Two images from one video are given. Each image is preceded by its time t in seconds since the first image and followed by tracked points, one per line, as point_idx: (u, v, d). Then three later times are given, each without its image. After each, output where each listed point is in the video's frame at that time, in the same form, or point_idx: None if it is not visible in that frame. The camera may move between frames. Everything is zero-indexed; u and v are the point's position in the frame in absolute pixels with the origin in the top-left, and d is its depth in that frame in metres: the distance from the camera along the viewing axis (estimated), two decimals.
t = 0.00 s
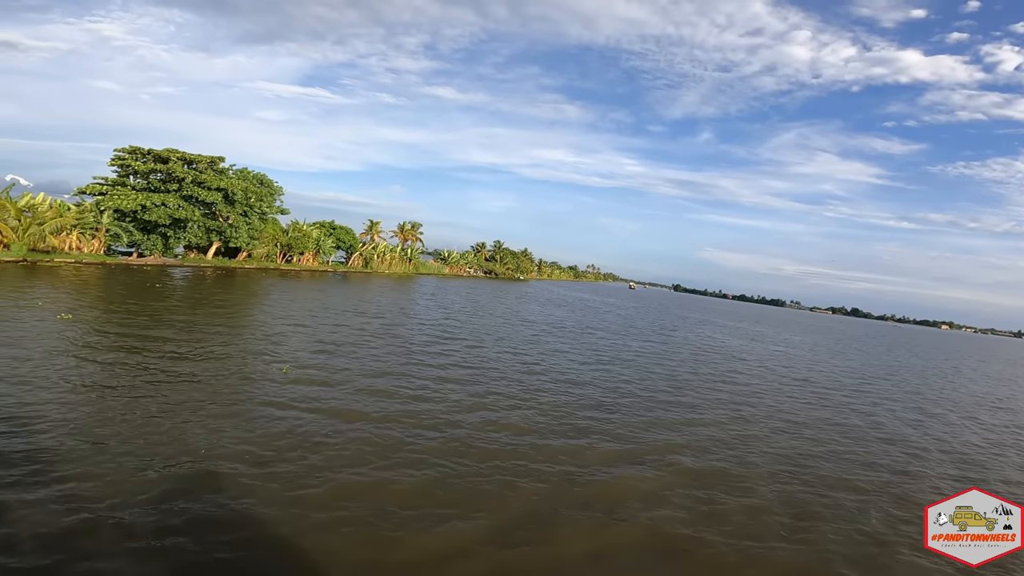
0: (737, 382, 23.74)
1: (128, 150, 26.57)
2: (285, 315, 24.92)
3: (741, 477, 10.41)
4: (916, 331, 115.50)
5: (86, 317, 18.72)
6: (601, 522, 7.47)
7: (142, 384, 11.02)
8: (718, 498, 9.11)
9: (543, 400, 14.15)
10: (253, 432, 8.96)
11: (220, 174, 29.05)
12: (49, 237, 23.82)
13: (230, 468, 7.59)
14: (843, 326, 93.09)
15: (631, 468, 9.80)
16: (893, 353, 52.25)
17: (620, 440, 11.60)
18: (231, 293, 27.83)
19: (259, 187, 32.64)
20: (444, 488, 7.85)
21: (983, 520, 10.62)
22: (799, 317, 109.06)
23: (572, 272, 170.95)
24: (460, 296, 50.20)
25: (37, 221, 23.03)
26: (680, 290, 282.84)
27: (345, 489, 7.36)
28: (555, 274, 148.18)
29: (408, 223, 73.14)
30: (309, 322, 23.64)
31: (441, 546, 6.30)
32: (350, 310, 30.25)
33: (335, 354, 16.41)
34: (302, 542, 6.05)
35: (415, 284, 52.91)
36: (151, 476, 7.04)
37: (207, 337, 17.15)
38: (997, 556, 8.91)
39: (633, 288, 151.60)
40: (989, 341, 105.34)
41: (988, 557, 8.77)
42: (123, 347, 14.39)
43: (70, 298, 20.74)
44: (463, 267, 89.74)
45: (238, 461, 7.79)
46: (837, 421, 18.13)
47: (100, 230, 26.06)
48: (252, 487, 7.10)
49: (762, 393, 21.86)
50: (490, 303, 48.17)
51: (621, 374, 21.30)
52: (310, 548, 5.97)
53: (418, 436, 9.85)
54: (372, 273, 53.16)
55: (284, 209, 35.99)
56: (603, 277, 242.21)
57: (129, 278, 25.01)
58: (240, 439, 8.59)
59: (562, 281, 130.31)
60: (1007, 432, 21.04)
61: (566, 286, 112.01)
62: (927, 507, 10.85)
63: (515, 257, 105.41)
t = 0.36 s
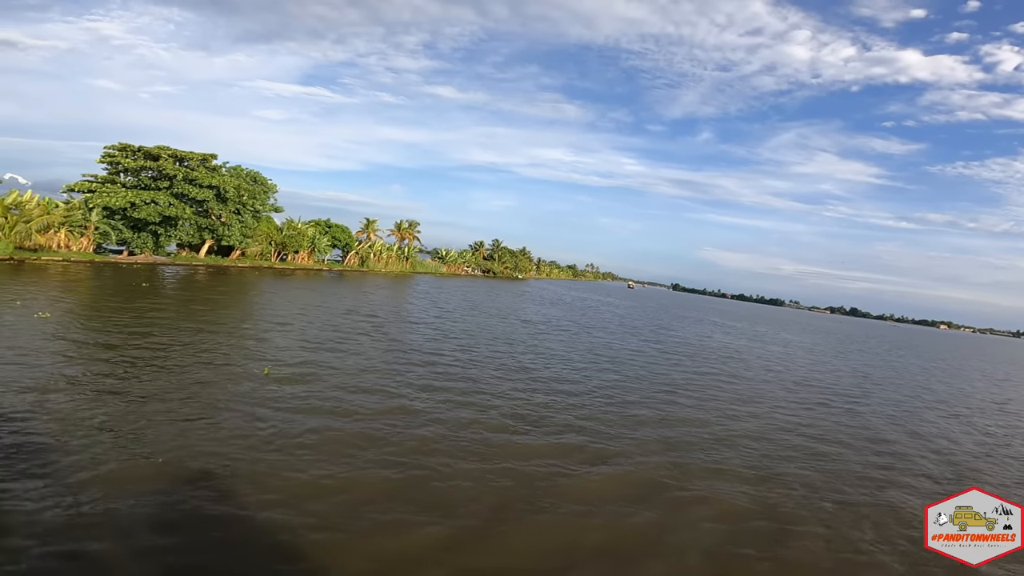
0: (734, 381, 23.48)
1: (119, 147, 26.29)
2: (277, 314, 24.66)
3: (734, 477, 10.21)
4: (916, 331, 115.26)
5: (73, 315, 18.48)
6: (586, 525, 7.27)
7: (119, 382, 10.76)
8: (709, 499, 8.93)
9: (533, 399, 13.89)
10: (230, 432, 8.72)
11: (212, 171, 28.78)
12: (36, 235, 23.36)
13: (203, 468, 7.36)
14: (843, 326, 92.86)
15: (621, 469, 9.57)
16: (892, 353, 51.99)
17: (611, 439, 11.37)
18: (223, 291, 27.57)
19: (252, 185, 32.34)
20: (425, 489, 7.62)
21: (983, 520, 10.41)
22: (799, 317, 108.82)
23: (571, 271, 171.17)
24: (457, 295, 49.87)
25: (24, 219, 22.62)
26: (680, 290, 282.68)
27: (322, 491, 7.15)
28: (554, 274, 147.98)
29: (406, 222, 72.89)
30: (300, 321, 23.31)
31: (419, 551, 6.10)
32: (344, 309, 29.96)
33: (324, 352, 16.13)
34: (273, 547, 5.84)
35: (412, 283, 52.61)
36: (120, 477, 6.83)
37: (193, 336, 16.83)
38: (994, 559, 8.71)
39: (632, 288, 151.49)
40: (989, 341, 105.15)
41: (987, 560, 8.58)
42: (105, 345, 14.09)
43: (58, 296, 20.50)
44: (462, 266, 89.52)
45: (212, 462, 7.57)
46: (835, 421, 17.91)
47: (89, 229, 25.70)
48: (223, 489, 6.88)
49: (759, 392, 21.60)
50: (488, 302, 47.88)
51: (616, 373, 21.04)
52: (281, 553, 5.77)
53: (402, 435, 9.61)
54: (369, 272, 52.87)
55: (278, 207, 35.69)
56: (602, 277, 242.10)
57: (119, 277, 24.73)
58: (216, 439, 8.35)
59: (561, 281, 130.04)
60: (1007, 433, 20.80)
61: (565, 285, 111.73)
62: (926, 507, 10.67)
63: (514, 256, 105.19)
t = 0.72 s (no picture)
0: (732, 380, 23.22)
1: (109, 145, 25.93)
2: (270, 313, 24.35)
3: (728, 478, 9.95)
4: (916, 329, 114.93)
5: (59, 314, 18.13)
6: (572, 528, 7.00)
7: (95, 381, 10.45)
8: (701, 500, 8.66)
9: (525, 397, 13.60)
10: (205, 431, 8.44)
11: (204, 170, 28.46)
12: (23, 234, 22.96)
13: (173, 469, 7.10)
14: (842, 325, 92.49)
15: (612, 469, 9.33)
16: (893, 352, 51.68)
17: (602, 438, 11.10)
18: (216, 290, 27.26)
19: (246, 183, 32.03)
20: (404, 489, 7.36)
21: (983, 520, 10.17)
22: (798, 316, 108.39)
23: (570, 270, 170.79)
24: (454, 295, 49.56)
25: (11, 218, 22.22)
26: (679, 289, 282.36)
27: (296, 493, 6.88)
28: (553, 272, 147.55)
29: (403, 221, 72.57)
30: (292, 320, 22.98)
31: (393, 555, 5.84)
32: (338, 308, 29.65)
33: (313, 351, 15.85)
34: (239, 551, 5.59)
35: (409, 282, 52.25)
36: (88, 477, 6.59)
37: (180, 335, 16.52)
38: (994, 563, 8.45)
39: (631, 287, 150.94)
40: (990, 339, 104.79)
41: (986, 564, 8.34)
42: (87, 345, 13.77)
43: (45, 295, 20.17)
44: (460, 265, 89.16)
45: (183, 462, 7.30)
46: (833, 420, 17.68)
47: (78, 228, 25.34)
48: (193, 490, 6.62)
49: (757, 391, 21.30)
50: (485, 301, 47.58)
51: (612, 372, 20.78)
52: (252, 557, 5.54)
53: (385, 434, 9.33)
54: (365, 271, 52.55)
55: (272, 205, 35.34)
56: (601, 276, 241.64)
57: (109, 276, 24.41)
58: (189, 439, 8.06)
59: (560, 280, 129.57)
60: (1008, 432, 20.54)
61: (564, 284, 111.36)
62: (925, 507, 10.42)
63: (513, 255, 104.74)
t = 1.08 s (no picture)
0: (731, 380, 22.94)
1: (102, 141, 25.61)
2: (264, 311, 24.10)
3: (723, 479, 9.72)
4: (918, 330, 114.34)
5: (47, 310, 17.88)
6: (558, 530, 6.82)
7: (73, 377, 10.19)
8: (693, 501, 8.46)
9: (518, 396, 13.35)
10: (181, 429, 8.20)
11: (199, 166, 28.19)
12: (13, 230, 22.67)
13: (147, 467, 6.89)
14: (844, 325, 91.98)
15: (603, 469, 9.14)
16: (894, 352, 51.29)
17: (594, 438, 10.84)
18: (210, 288, 27.01)
19: (242, 180, 31.79)
20: (387, 489, 7.17)
21: (982, 520, 9.94)
22: (799, 316, 107.95)
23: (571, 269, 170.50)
24: (453, 293, 49.27)
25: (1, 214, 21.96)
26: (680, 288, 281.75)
27: (272, 493, 6.67)
28: (553, 271, 147.19)
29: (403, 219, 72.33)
30: (285, 318, 22.70)
31: (372, 554, 5.67)
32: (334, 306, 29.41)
33: (304, 349, 15.59)
34: (212, 549, 5.41)
35: (407, 281, 51.99)
36: (61, 473, 6.41)
37: (168, 332, 16.25)
38: (995, 563, 8.25)
39: (632, 286, 150.47)
40: (994, 340, 104.09)
41: (986, 564, 8.17)
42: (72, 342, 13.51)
43: (36, 292, 19.93)
44: (460, 263, 88.93)
45: (158, 459, 7.10)
46: (832, 419, 17.42)
47: (70, 225, 25.04)
48: (165, 488, 6.42)
49: (757, 391, 21.04)
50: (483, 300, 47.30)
51: (609, 371, 20.52)
52: (224, 555, 5.36)
53: (370, 433, 9.12)
54: (364, 269, 52.30)
55: (269, 203, 35.09)
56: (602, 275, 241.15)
57: (101, 273, 24.18)
58: (165, 437, 7.85)
59: (561, 279, 129.20)
60: (1010, 433, 20.26)
61: (564, 283, 111.02)
62: (925, 507, 10.23)
63: (513, 253, 104.42)
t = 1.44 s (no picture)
0: (727, 377, 22.69)
1: (90, 139, 25.19)
2: (256, 310, 23.79)
3: (716, 481, 9.49)
4: (916, 326, 114.30)
5: (33, 310, 17.56)
6: (544, 539, 6.58)
7: (47, 379, 9.88)
8: (685, 504, 8.23)
9: (509, 395, 13.08)
10: (156, 434, 7.94)
11: (190, 165, 27.81)
12: None
13: (117, 476, 6.64)
14: (842, 321, 91.84)
15: (592, 471, 8.97)
16: (893, 350, 51.03)
17: (586, 438, 10.63)
18: (202, 287, 26.68)
19: (234, 178, 31.41)
20: (367, 497, 6.93)
21: (982, 520, 9.67)
22: (798, 312, 107.80)
23: (569, 267, 170.34)
24: (449, 291, 48.90)
25: None
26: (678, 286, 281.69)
27: (247, 503, 6.44)
28: (552, 269, 146.97)
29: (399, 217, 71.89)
30: (276, 317, 22.34)
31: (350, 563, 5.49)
32: (328, 305, 29.09)
33: (292, 347, 15.31)
34: (179, 560, 5.24)
35: (404, 279, 51.62)
36: (29, 483, 6.22)
37: (154, 331, 15.93)
38: (994, 564, 8.11)
39: (630, 283, 150.31)
40: (991, 336, 104.05)
41: (986, 569, 7.97)
42: (53, 341, 13.21)
43: (22, 291, 19.61)
44: (457, 261, 88.59)
45: (131, 465, 6.88)
46: (829, 416, 17.20)
47: (57, 224, 24.65)
48: (135, 498, 6.18)
49: (753, 388, 20.79)
50: (480, 298, 46.94)
51: (604, 368, 20.28)
52: (193, 566, 5.20)
53: (354, 436, 8.86)
54: (359, 267, 51.92)
55: (261, 201, 34.70)
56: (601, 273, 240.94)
57: (91, 272, 23.84)
58: (141, 441, 7.64)
59: (559, 277, 128.87)
60: (1010, 431, 20.03)
61: (562, 281, 110.72)
62: (924, 507, 10.02)
63: (511, 251, 104.04)
